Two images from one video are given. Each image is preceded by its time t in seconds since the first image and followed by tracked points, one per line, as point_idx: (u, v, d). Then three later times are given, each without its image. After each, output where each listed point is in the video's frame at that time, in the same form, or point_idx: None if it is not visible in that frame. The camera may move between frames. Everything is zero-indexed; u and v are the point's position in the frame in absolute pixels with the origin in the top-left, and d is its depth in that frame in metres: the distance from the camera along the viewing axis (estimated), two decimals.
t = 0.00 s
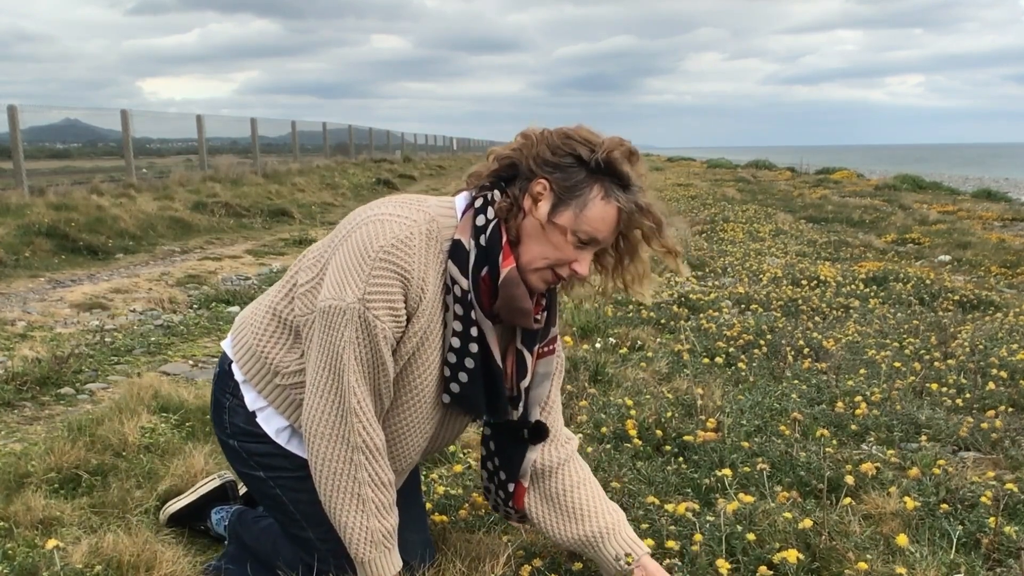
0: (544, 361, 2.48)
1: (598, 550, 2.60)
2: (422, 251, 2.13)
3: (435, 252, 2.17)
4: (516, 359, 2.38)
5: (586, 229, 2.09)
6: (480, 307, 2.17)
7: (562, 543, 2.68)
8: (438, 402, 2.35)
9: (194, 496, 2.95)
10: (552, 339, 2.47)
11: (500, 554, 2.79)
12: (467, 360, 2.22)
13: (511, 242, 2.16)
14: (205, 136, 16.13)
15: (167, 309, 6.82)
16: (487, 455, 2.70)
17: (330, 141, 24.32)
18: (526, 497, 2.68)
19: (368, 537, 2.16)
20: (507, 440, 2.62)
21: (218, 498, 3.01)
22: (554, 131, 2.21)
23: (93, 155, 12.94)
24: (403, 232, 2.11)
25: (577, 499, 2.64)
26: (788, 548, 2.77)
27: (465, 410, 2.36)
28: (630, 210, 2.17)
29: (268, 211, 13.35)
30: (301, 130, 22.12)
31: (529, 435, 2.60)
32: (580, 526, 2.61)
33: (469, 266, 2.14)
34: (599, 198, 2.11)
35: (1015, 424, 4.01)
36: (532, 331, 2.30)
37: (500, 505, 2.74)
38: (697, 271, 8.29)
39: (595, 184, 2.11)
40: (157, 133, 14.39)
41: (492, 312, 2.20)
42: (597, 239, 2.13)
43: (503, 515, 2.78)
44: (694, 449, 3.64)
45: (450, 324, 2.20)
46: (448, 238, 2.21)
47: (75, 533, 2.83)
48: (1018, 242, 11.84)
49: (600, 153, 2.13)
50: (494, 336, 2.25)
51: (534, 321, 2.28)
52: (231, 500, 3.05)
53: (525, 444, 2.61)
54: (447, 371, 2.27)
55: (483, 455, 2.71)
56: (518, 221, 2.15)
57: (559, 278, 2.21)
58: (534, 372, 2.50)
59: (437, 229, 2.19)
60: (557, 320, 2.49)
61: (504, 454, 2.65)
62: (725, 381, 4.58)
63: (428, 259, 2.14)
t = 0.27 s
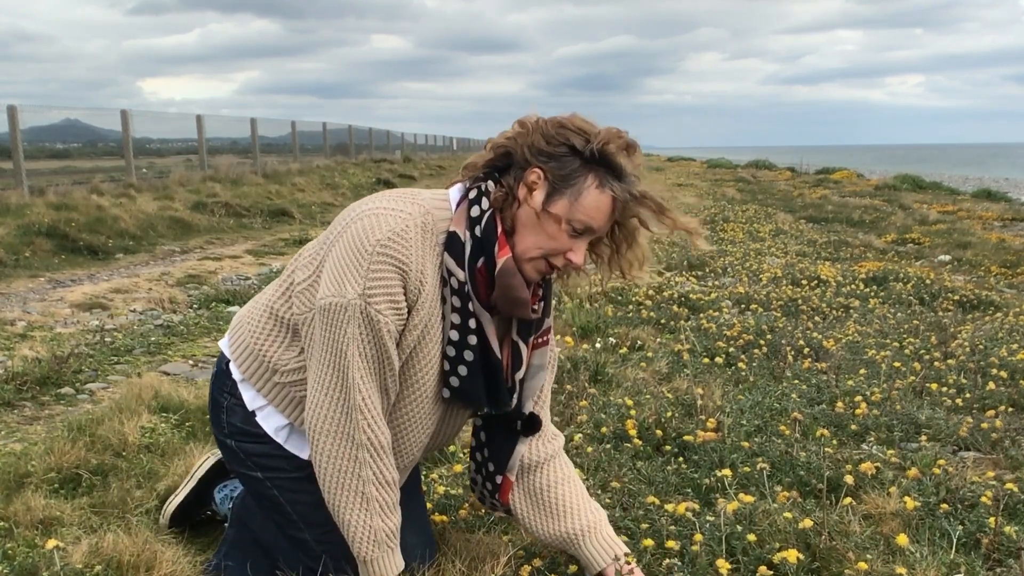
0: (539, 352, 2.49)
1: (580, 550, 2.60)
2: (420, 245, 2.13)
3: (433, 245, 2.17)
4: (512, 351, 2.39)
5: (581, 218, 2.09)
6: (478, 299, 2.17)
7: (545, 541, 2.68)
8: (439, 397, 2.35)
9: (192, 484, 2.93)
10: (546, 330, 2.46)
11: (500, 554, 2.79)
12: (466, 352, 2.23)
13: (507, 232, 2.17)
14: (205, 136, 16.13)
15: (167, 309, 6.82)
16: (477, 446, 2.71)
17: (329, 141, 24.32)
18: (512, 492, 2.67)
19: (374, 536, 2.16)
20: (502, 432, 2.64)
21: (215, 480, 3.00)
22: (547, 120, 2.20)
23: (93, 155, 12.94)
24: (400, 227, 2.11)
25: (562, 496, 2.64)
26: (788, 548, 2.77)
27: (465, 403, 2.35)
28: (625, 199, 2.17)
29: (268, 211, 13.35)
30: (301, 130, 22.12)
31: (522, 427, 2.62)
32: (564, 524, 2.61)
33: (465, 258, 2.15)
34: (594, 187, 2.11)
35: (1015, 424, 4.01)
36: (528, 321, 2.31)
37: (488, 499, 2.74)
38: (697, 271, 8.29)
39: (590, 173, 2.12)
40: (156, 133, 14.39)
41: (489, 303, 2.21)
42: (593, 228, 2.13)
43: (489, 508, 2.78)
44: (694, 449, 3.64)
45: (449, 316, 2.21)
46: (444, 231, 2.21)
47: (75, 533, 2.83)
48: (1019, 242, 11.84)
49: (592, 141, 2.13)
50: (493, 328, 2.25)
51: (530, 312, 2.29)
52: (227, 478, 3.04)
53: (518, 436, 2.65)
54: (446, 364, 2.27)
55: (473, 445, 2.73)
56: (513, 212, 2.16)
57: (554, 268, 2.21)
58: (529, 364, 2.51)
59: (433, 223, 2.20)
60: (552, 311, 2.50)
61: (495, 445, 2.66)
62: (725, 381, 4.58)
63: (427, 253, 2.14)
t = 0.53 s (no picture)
0: (539, 353, 2.48)
1: (586, 552, 2.61)
2: (421, 245, 2.13)
3: (433, 245, 2.17)
4: (511, 351, 2.39)
5: (579, 219, 2.10)
6: (478, 299, 2.17)
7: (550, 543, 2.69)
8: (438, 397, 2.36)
9: (188, 484, 2.93)
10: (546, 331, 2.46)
11: (501, 554, 2.79)
12: (466, 352, 2.23)
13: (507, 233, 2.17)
14: (205, 136, 16.14)
15: (167, 309, 6.82)
16: (479, 450, 2.70)
17: (330, 141, 24.33)
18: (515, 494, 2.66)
19: (373, 536, 2.16)
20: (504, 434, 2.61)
21: (211, 481, 2.99)
22: (546, 123, 2.21)
23: (93, 155, 12.95)
24: (402, 227, 2.11)
25: (568, 498, 2.64)
26: (789, 548, 2.77)
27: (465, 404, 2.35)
28: (623, 201, 2.18)
29: (268, 211, 13.35)
30: (301, 130, 22.12)
31: (522, 429, 2.60)
32: (571, 527, 2.61)
33: (465, 258, 2.15)
34: (592, 188, 2.11)
35: (1015, 424, 4.02)
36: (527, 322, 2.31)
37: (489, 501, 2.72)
38: (697, 271, 8.30)
39: (588, 175, 2.12)
40: (157, 133, 14.39)
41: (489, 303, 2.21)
42: (591, 229, 2.14)
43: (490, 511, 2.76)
44: (695, 449, 3.64)
45: (449, 316, 2.21)
46: (445, 232, 2.22)
47: (75, 533, 2.83)
48: (1019, 242, 11.84)
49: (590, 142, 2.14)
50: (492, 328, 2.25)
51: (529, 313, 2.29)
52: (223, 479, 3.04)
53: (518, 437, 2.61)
54: (446, 364, 2.27)
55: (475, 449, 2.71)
56: (512, 212, 2.16)
57: (552, 268, 2.22)
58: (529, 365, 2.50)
59: (433, 223, 2.20)
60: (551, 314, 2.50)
61: (496, 447, 2.63)
62: (725, 381, 4.58)
63: (428, 253, 2.15)
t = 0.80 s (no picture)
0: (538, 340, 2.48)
1: (570, 541, 2.64)
2: (425, 240, 2.13)
3: (435, 238, 2.17)
4: (511, 340, 2.39)
5: (578, 205, 2.09)
6: (480, 289, 2.17)
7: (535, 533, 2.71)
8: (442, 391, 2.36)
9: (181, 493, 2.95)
10: (543, 316, 2.45)
11: (501, 554, 2.79)
12: (471, 343, 2.22)
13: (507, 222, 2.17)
14: (205, 136, 16.13)
15: (167, 309, 6.82)
16: (471, 436, 2.68)
17: (330, 141, 24.33)
18: (503, 483, 2.67)
19: (377, 533, 2.17)
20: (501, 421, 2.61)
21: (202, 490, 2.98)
22: (545, 109, 2.20)
23: (93, 155, 12.95)
24: (404, 222, 2.10)
25: (555, 487, 2.67)
26: (789, 548, 2.77)
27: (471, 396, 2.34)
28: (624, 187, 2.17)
29: (268, 211, 13.35)
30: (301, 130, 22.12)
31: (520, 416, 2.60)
32: (557, 515, 2.64)
33: (467, 249, 2.15)
34: (591, 175, 2.11)
35: (1015, 424, 4.02)
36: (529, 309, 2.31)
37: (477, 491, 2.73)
38: (697, 271, 8.30)
39: (587, 161, 2.11)
40: (157, 133, 14.39)
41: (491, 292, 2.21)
42: (590, 216, 2.13)
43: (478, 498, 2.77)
44: (695, 449, 3.64)
45: (452, 307, 2.20)
46: (446, 224, 2.21)
47: (75, 533, 2.83)
48: (1019, 242, 11.83)
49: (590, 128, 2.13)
50: (496, 318, 2.24)
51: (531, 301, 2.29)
52: (212, 491, 3.01)
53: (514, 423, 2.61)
54: (451, 356, 2.26)
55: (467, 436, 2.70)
56: (512, 200, 2.16)
57: (553, 254, 2.22)
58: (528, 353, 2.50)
59: (434, 215, 2.19)
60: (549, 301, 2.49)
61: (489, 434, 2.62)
62: (725, 381, 4.58)
63: (431, 247, 2.15)
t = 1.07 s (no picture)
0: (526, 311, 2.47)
1: (549, 499, 2.65)
2: (414, 230, 2.12)
3: (421, 223, 2.16)
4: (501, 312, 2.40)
5: (557, 171, 2.11)
6: (472, 269, 2.17)
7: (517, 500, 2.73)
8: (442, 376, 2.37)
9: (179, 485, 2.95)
10: (531, 288, 2.44)
11: (501, 553, 2.80)
12: (467, 323, 2.22)
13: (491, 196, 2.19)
14: (205, 136, 16.13)
15: (167, 309, 6.82)
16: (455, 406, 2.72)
17: (330, 141, 24.34)
18: (477, 454, 2.69)
19: (380, 529, 2.17)
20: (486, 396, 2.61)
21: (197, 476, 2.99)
22: (517, 78, 2.20)
23: (93, 155, 12.95)
24: (393, 213, 2.09)
25: (528, 449, 2.68)
26: (788, 548, 2.77)
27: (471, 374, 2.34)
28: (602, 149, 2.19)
29: (268, 211, 13.35)
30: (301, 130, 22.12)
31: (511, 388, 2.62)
32: (533, 475, 2.66)
33: (454, 229, 2.14)
34: (567, 139, 2.12)
35: (1015, 424, 4.02)
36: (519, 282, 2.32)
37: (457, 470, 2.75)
38: (697, 271, 8.30)
39: (562, 126, 2.12)
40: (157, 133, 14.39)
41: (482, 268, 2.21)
42: (570, 180, 2.15)
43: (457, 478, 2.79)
44: (694, 449, 3.64)
45: (445, 289, 2.19)
46: (430, 206, 2.20)
47: (75, 533, 2.83)
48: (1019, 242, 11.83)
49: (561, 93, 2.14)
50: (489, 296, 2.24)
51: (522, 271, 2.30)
52: (206, 474, 3.02)
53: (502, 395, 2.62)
54: (448, 339, 2.27)
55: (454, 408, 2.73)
56: (493, 172, 2.18)
57: (538, 223, 2.24)
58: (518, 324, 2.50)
59: (418, 199, 2.18)
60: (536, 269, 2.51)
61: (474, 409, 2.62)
62: (725, 381, 4.59)
63: (419, 233, 2.14)
